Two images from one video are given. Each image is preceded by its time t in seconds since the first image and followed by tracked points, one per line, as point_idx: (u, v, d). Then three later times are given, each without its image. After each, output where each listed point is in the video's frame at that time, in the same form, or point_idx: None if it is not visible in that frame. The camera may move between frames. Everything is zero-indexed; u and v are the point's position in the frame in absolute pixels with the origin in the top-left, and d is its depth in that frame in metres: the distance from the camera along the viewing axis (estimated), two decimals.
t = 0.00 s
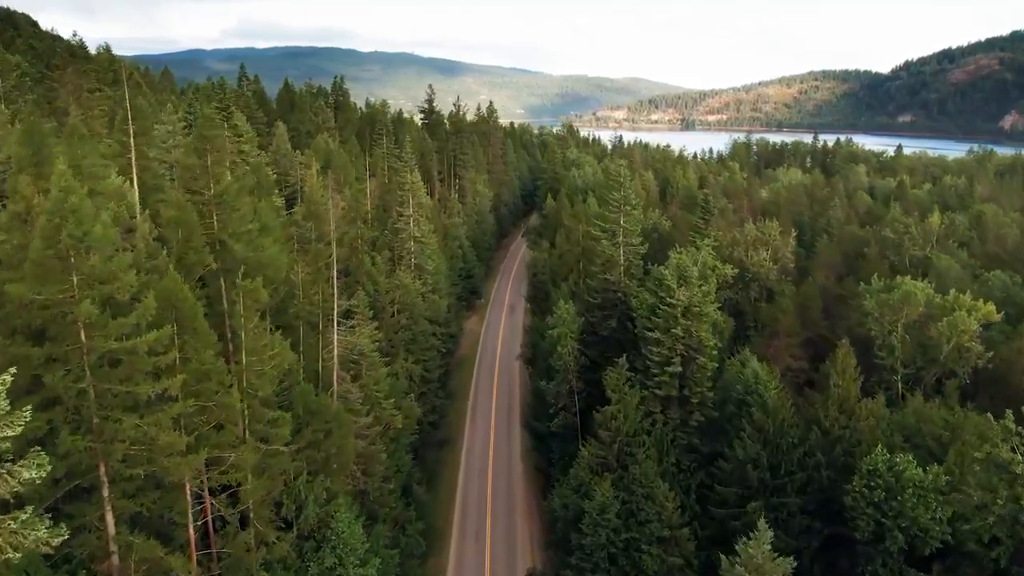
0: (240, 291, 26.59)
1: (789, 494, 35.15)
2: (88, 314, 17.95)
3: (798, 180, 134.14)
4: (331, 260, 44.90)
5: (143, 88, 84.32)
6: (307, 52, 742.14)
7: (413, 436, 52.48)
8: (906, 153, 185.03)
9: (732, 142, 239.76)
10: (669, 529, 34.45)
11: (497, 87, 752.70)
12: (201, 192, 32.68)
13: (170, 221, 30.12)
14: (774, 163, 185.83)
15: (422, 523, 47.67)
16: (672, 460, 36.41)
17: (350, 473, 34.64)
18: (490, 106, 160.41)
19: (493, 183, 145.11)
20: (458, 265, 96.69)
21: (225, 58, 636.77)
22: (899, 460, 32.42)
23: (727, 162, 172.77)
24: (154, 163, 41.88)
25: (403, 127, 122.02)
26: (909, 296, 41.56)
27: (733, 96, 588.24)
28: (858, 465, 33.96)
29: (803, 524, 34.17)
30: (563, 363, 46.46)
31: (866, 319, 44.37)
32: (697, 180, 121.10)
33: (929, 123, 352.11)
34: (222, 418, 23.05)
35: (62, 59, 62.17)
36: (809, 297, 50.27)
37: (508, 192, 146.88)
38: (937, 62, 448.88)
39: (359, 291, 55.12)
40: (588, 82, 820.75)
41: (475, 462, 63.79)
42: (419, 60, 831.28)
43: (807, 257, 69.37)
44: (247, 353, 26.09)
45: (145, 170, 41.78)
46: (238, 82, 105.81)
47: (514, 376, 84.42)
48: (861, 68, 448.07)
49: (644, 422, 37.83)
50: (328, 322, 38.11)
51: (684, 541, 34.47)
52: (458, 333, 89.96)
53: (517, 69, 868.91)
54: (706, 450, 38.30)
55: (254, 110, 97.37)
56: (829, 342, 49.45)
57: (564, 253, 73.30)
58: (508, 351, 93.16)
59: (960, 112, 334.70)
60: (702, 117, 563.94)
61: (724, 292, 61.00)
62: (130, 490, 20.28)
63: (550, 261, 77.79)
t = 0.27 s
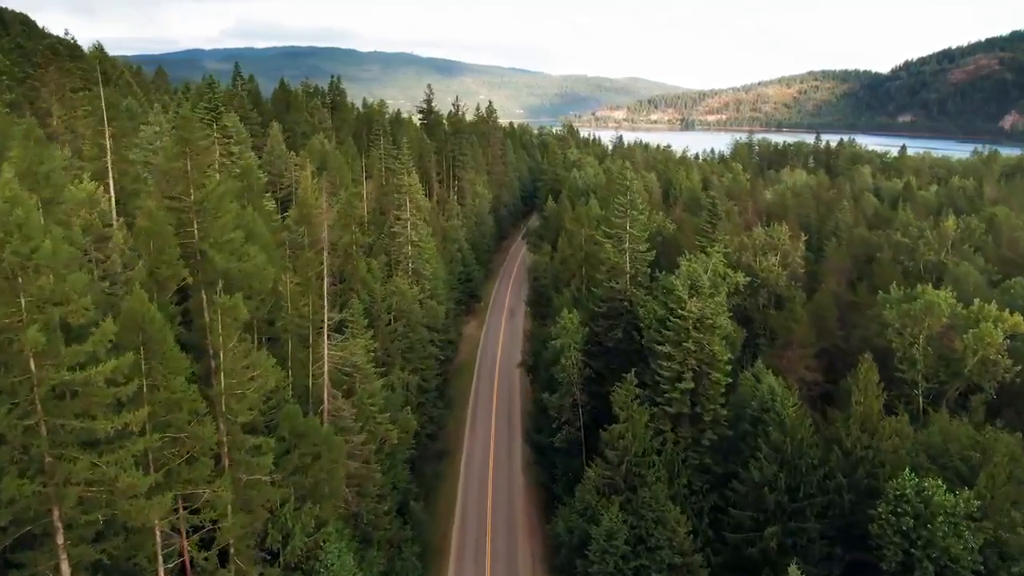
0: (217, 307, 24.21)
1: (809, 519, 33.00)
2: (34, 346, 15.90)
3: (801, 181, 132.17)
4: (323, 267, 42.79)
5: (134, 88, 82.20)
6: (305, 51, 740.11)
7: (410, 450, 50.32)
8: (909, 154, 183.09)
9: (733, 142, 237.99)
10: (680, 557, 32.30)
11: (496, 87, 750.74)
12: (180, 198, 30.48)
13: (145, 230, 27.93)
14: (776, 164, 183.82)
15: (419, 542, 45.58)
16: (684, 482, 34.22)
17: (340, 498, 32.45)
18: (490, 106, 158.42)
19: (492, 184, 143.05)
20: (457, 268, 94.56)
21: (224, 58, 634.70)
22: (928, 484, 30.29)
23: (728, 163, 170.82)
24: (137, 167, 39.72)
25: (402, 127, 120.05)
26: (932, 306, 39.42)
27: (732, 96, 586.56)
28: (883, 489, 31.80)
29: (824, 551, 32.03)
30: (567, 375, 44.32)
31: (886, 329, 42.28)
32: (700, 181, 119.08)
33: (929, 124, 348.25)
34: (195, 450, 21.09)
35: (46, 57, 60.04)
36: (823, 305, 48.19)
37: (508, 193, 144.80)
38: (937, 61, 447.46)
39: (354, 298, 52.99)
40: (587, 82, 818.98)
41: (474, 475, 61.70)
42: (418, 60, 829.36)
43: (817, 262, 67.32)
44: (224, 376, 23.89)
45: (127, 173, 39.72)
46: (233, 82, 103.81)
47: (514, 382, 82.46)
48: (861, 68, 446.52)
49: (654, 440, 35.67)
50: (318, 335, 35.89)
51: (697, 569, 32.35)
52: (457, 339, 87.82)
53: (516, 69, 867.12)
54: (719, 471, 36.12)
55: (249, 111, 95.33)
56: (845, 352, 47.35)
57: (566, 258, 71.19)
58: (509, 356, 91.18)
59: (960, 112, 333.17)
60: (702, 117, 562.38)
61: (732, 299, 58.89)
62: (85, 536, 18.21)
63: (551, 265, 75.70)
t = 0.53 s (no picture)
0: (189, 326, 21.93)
1: (832, 549, 30.77)
2: None
3: (805, 182, 130.28)
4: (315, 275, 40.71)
5: (124, 87, 79.94)
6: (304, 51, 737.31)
7: (406, 465, 48.19)
8: (912, 155, 181.40)
9: (733, 143, 236.25)
10: None
11: (496, 87, 748.50)
12: (158, 204, 28.34)
13: (118, 240, 25.86)
14: (779, 165, 181.99)
15: (417, 563, 43.47)
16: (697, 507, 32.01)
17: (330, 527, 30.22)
18: (489, 106, 156.40)
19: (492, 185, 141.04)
20: (456, 272, 92.38)
21: (222, 57, 632.47)
22: (963, 512, 28.09)
23: (730, 164, 168.99)
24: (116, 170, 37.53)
25: (400, 127, 118.00)
26: (957, 317, 37.36)
27: (732, 96, 584.87)
28: (912, 516, 29.64)
29: None
30: (571, 389, 42.22)
31: (907, 341, 40.18)
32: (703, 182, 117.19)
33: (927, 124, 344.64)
34: (162, 490, 19.98)
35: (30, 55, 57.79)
36: (838, 313, 46.18)
37: (507, 194, 142.74)
38: (937, 62, 446.70)
39: (348, 305, 50.88)
40: (586, 82, 817.23)
41: (474, 487, 59.54)
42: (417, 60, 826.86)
43: (827, 267, 65.33)
44: (199, 403, 21.78)
45: (106, 176, 37.70)
46: (227, 81, 101.74)
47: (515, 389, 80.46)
48: (861, 68, 445.27)
49: (665, 462, 33.37)
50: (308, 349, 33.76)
51: None
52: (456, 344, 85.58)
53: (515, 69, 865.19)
54: (734, 493, 33.98)
55: (243, 111, 93.27)
56: (861, 363, 45.33)
57: (568, 262, 69.17)
58: (509, 361, 89.18)
59: (960, 112, 332.21)
60: (701, 117, 560.62)
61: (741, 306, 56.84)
62: None
63: (553, 270, 73.64)
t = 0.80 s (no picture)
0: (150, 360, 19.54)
1: None
2: None
3: (809, 183, 128.05)
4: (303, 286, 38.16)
5: (111, 86, 77.39)
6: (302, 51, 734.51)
7: (402, 486, 45.69)
8: (916, 156, 179.13)
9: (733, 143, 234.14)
10: None
11: (494, 87, 746.08)
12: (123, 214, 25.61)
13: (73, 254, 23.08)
14: (781, 166, 179.56)
15: None
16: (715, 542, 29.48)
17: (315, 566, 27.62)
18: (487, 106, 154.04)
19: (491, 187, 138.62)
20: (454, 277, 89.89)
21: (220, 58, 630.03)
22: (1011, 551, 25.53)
23: (731, 164, 166.72)
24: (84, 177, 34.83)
25: (397, 127, 115.49)
26: (991, 332, 34.86)
27: (731, 96, 583.05)
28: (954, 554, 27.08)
29: None
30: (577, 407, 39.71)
31: (935, 356, 37.67)
32: (707, 184, 114.76)
33: (927, 125, 340.49)
34: (110, 551, 19.91)
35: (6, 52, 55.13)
36: (858, 325, 43.65)
37: (507, 196, 140.40)
38: (936, 62, 445.25)
39: (341, 316, 48.31)
40: (585, 82, 815.02)
41: (474, 504, 57.16)
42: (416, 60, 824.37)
43: (840, 274, 62.82)
44: (163, 441, 19.50)
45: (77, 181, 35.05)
46: (219, 81, 99.27)
47: (515, 398, 78.11)
48: (860, 68, 443.54)
49: (680, 491, 30.78)
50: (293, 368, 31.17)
51: None
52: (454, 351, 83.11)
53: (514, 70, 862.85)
54: (753, 525, 31.46)
55: (235, 111, 90.79)
56: (883, 378, 42.78)
57: (570, 268, 66.66)
58: (510, 368, 86.82)
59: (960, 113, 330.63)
60: (700, 117, 558.56)
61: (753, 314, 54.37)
62: None
63: (555, 276, 71.12)
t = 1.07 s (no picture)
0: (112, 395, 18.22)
1: None
2: None
3: (812, 185, 126.30)
4: (292, 297, 36.10)
5: (100, 86, 75.23)
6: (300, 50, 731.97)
7: (398, 504, 43.60)
8: (919, 156, 177.13)
9: (733, 144, 232.33)
10: None
11: (493, 87, 743.98)
12: (89, 225, 23.46)
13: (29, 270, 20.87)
14: (783, 166, 177.45)
15: None
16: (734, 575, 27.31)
17: None
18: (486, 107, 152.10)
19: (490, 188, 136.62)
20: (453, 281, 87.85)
21: (218, 58, 628.01)
22: None
23: (732, 166, 164.93)
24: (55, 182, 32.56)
25: (394, 127, 113.42)
26: None
27: (731, 96, 581.46)
28: None
29: None
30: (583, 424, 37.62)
31: (962, 371, 35.63)
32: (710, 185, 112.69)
33: (926, 125, 337.55)
34: None
35: None
36: (878, 336, 41.57)
37: (506, 197, 138.44)
38: (935, 62, 444.16)
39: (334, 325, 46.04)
40: (584, 82, 813.18)
41: (473, 519, 55.13)
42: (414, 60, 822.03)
43: (852, 280, 60.77)
44: (125, 484, 18.36)
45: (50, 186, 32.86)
46: (213, 81, 97.27)
47: (515, 406, 75.90)
48: (860, 68, 442.18)
49: (696, 519, 28.60)
50: (278, 388, 28.99)
51: None
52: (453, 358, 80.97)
53: (513, 69, 860.75)
54: (774, 556, 29.22)
55: (229, 111, 88.77)
56: (903, 391, 40.74)
57: (572, 274, 64.51)
58: (509, 375, 84.61)
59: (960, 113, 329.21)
60: (700, 117, 556.71)
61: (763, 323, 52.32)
62: None
63: (557, 281, 69.08)
